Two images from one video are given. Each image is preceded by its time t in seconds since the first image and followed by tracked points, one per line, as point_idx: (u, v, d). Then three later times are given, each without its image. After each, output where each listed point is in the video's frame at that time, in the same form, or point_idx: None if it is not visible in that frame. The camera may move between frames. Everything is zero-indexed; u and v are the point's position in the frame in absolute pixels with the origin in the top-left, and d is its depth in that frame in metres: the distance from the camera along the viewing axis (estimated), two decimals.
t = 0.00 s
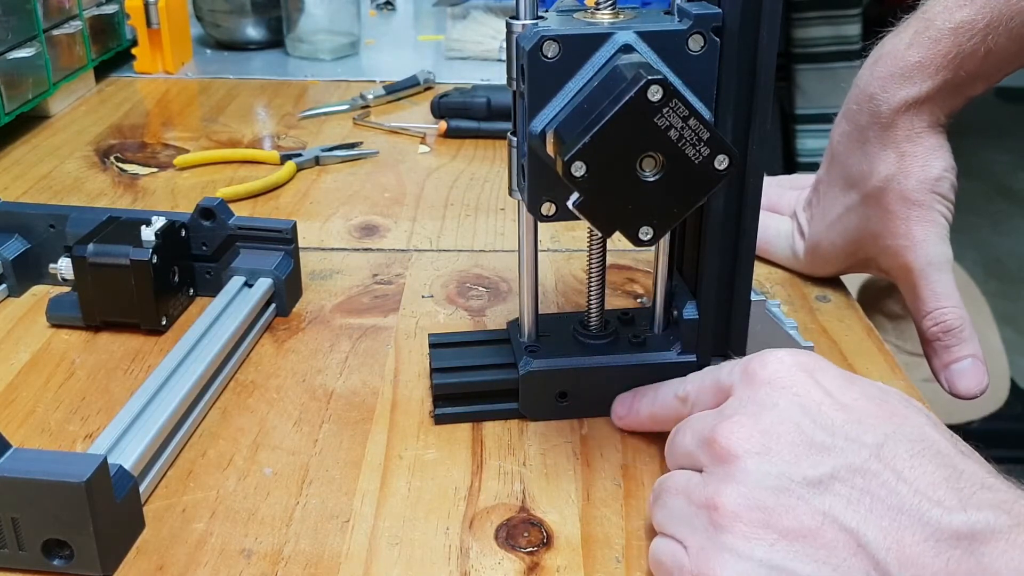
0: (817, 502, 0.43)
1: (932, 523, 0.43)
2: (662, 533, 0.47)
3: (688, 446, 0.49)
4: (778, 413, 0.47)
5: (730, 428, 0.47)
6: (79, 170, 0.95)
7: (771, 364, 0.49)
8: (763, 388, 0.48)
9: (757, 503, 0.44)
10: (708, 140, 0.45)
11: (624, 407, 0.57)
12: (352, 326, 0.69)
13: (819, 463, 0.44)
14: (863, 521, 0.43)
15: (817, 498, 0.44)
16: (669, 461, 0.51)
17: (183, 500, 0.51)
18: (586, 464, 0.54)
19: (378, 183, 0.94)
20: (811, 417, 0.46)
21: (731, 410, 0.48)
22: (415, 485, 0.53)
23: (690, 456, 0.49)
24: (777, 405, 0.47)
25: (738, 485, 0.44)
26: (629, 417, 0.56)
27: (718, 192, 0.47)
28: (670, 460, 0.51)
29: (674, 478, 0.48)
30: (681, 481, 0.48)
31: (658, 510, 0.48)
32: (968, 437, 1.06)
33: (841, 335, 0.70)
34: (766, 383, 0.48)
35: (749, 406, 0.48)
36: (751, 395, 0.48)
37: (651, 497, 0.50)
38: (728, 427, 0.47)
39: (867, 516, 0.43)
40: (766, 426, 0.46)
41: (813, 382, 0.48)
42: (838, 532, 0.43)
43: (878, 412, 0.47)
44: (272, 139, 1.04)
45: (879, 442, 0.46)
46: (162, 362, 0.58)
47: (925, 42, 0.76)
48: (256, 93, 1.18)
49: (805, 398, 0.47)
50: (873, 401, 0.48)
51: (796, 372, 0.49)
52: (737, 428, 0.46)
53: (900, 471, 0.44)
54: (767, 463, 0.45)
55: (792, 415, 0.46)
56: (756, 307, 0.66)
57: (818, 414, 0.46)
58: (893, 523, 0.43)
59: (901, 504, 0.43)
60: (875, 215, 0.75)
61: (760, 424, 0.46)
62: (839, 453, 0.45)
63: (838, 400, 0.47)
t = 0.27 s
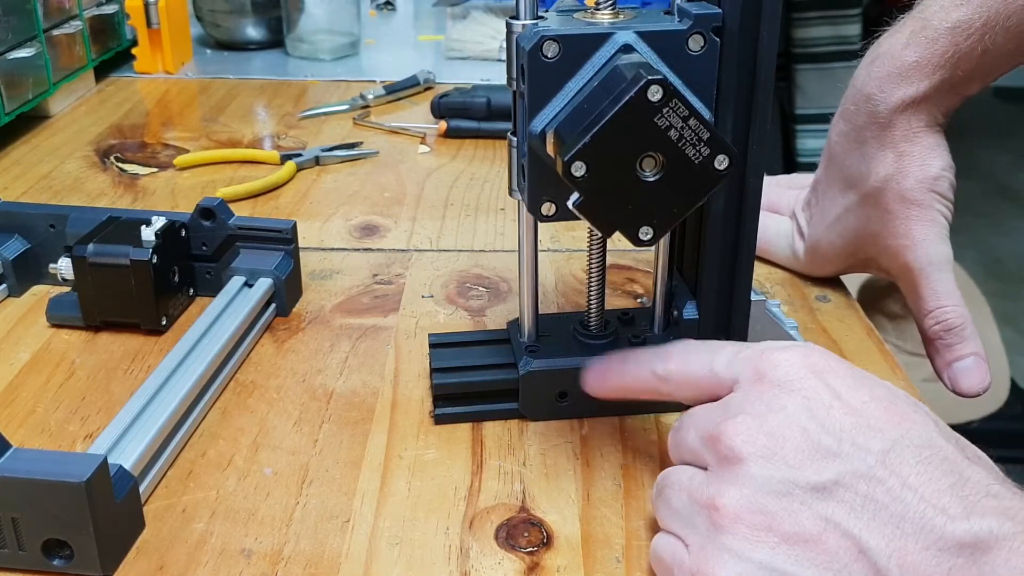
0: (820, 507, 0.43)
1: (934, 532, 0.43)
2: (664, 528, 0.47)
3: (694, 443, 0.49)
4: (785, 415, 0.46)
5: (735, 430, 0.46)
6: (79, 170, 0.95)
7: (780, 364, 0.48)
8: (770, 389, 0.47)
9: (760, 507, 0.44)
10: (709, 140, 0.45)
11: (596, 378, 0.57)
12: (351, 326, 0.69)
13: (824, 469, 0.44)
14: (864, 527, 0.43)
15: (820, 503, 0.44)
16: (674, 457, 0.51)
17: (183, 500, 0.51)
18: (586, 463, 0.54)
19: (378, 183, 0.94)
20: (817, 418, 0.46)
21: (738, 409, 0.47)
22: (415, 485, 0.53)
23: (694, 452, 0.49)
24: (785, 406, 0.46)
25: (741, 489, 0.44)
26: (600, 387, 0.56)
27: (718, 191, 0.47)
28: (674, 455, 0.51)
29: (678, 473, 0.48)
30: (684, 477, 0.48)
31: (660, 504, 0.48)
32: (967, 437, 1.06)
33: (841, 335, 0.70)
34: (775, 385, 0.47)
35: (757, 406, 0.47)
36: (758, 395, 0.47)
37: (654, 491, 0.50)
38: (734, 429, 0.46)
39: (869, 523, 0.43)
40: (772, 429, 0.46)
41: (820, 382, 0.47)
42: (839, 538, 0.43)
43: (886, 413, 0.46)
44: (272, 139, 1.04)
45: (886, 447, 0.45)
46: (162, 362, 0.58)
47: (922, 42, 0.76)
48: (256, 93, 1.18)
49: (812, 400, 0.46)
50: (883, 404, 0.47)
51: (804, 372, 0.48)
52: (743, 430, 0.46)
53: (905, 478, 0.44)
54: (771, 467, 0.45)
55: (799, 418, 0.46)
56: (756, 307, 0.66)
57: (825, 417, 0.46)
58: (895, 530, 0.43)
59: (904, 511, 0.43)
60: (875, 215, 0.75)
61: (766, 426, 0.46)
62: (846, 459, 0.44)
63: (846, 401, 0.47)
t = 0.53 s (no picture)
0: (813, 502, 0.44)
1: (927, 521, 0.43)
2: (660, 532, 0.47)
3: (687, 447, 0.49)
4: (774, 413, 0.47)
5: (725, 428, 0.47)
6: (79, 170, 0.95)
7: (766, 366, 0.49)
8: (755, 389, 0.48)
9: (755, 503, 0.44)
10: (708, 140, 0.45)
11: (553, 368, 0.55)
12: (351, 326, 0.69)
13: (815, 464, 0.45)
14: (858, 520, 0.43)
15: (814, 497, 0.44)
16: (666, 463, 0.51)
17: (183, 500, 0.51)
18: (586, 463, 0.54)
19: (378, 183, 0.94)
20: (804, 416, 0.47)
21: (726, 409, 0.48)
22: (415, 485, 0.53)
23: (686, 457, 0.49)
24: (772, 405, 0.47)
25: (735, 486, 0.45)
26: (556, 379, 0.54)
27: (718, 191, 0.47)
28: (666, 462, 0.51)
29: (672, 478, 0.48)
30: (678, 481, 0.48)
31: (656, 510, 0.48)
32: (967, 437, 1.06)
33: (841, 335, 0.70)
34: (761, 384, 0.48)
35: (745, 406, 0.47)
36: (742, 395, 0.48)
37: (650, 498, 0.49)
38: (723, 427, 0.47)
39: (864, 515, 0.43)
40: (761, 427, 0.46)
41: (805, 383, 0.48)
42: (834, 532, 0.43)
43: (872, 412, 0.47)
44: (272, 139, 1.04)
45: (873, 441, 0.46)
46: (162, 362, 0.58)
47: (923, 41, 0.76)
48: (256, 93, 1.18)
49: (799, 398, 0.47)
50: (868, 402, 0.48)
51: (789, 373, 0.49)
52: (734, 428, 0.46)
53: (894, 471, 0.45)
54: (762, 463, 0.45)
55: (786, 416, 0.47)
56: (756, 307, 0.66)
57: (812, 416, 0.47)
58: (889, 522, 0.43)
59: (896, 503, 0.44)
60: (875, 215, 0.75)
61: (756, 423, 0.46)
62: (835, 454, 0.45)
63: (831, 401, 0.48)
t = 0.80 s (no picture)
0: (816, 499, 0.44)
1: (929, 518, 0.43)
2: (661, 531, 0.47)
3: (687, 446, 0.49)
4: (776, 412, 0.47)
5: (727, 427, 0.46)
6: (79, 170, 0.95)
7: (768, 365, 0.49)
8: (758, 388, 0.48)
9: (758, 500, 0.44)
10: (709, 140, 0.45)
11: (540, 365, 0.54)
12: (351, 326, 0.69)
13: (818, 462, 0.45)
14: (862, 517, 0.43)
15: (818, 494, 0.44)
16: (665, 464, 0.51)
17: (183, 500, 0.51)
18: (585, 463, 0.54)
19: (378, 183, 0.94)
20: (807, 414, 0.47)
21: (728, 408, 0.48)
22: (415, 485, 0.53)
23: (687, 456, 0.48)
24: (775, 404, 0.47)
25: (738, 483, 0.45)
26: (546, 378, 0.54)
27: (718, 191, 0.47)
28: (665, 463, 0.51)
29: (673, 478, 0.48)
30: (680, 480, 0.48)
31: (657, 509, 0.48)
32: (967, 437, 1.06)
33: (841, 335, 0.70)
34: (763, 383, 0.48)
35: (747, 405, 0.47)
36: (744, 394, 0.48)
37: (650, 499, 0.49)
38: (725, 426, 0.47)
39: (867, 512, 0.43)
40: (764, 425, 0.46)
41: (807, 382, 0.48)
42: (837, 529, 0.43)
43: (874, 410, 0.47)
44: (272, 139, 1.04)
45: (876, 439, 0.46)
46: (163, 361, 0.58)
47: (923, 40, 0.76)
48: (256, 93, 1.18)
49: (801, 397, 0.47)
50: (870, 401, 0.48)
51: (791, 373, 0.49)
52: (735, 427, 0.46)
53: (897, 469, 0.45)
54: (766, 461, 0.45)
55: (789, 413, 0.46)
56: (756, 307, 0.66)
57: (815, 414, 0.47)
58: (892, 519, 0.43)
59: (899, 500, 0.44)
60: (875, 214, 0.75)
61: (758, 422, 0.46)
62: (838, 452, 0.45)
63: (834, 399, 0.48)
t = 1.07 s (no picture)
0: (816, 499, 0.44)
1: (929, 518, 0.42)
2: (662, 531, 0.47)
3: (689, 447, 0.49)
4: (777, 412, 0.47)
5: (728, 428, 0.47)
6: (79, 170, 0.95)
7: (770, 366, 0.49)
8: (760, 388, 0.48)
9: (758, 499, 0.44)
10: (708, 140, 0.45)
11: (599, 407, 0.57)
12: (352, 326, 0.69)
13: (819, 461, 0.45)
14: (862, 516, 0.43)
15: (818, 494, 0.44)
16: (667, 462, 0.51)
17: (183, 500, 0.51)
18: (585, 463, 0.54)
19: (378, 183, 0.94)
20: (808, 415, 0.47)
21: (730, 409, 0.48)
22: (415, 485, 0.53)
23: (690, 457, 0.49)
24: (776, 405, 0.47)
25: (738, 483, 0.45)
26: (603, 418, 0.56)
27: (718, 192, 0.47)
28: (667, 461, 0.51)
29: (675, 478, 0.48)
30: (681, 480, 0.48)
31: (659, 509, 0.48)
32: (967, 437, 1.06)
33: (841, 335, 0.70)
34: (765, 383, 0.49)
35: (749, 406, 0.48)
36: (747, 395, 0.48)
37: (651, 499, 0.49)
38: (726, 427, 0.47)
39: (867, 512, 0.43)
40: (765, 426, 0.46)
41: (809, 382, 0.48)
42: (837, 529, 0.43)
43: (876, 411, 0.47)
44: (272, 139, 1.04)
45: (877, 439, 0.45)
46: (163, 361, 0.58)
47: (920, 40, 0.76)
48: (256, 93, 1.18)
49: (802, 397, 0.47)
50: (872, 402, 0.48)
51: (792, 373, 0.49)
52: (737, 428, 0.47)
53: (898, 468, 0.44)
54: (766, 461, 0.45)
55: (790, 414, 0.47)
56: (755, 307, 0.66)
57: (816, 414, 0.47)
58: (892, 519, 0.43)
59: (900, 500, 0.43)
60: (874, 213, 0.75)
61: (760, 422, 0.46)
62: (838, 452, 0.45)
63: (835, 400, 0.47)
